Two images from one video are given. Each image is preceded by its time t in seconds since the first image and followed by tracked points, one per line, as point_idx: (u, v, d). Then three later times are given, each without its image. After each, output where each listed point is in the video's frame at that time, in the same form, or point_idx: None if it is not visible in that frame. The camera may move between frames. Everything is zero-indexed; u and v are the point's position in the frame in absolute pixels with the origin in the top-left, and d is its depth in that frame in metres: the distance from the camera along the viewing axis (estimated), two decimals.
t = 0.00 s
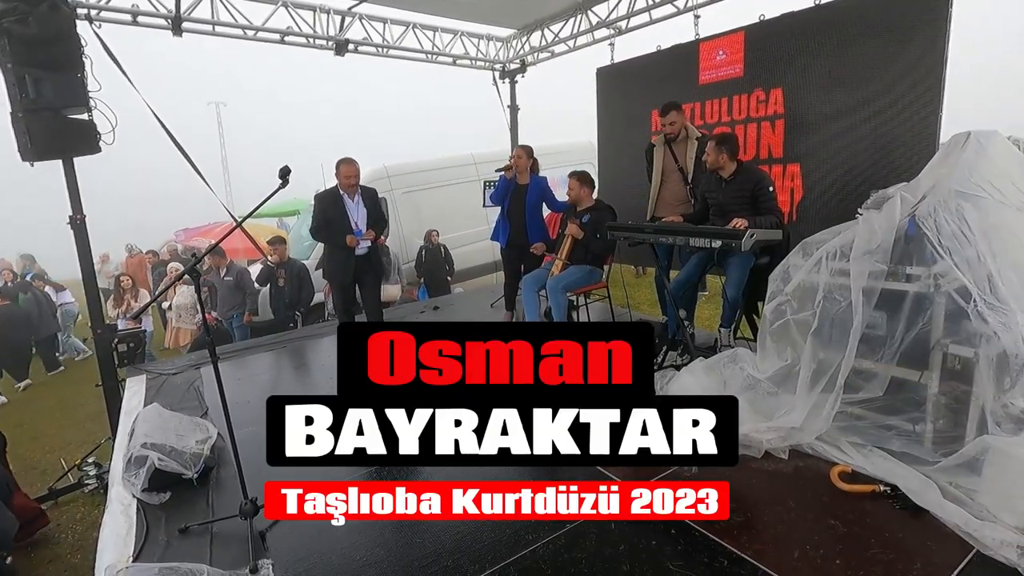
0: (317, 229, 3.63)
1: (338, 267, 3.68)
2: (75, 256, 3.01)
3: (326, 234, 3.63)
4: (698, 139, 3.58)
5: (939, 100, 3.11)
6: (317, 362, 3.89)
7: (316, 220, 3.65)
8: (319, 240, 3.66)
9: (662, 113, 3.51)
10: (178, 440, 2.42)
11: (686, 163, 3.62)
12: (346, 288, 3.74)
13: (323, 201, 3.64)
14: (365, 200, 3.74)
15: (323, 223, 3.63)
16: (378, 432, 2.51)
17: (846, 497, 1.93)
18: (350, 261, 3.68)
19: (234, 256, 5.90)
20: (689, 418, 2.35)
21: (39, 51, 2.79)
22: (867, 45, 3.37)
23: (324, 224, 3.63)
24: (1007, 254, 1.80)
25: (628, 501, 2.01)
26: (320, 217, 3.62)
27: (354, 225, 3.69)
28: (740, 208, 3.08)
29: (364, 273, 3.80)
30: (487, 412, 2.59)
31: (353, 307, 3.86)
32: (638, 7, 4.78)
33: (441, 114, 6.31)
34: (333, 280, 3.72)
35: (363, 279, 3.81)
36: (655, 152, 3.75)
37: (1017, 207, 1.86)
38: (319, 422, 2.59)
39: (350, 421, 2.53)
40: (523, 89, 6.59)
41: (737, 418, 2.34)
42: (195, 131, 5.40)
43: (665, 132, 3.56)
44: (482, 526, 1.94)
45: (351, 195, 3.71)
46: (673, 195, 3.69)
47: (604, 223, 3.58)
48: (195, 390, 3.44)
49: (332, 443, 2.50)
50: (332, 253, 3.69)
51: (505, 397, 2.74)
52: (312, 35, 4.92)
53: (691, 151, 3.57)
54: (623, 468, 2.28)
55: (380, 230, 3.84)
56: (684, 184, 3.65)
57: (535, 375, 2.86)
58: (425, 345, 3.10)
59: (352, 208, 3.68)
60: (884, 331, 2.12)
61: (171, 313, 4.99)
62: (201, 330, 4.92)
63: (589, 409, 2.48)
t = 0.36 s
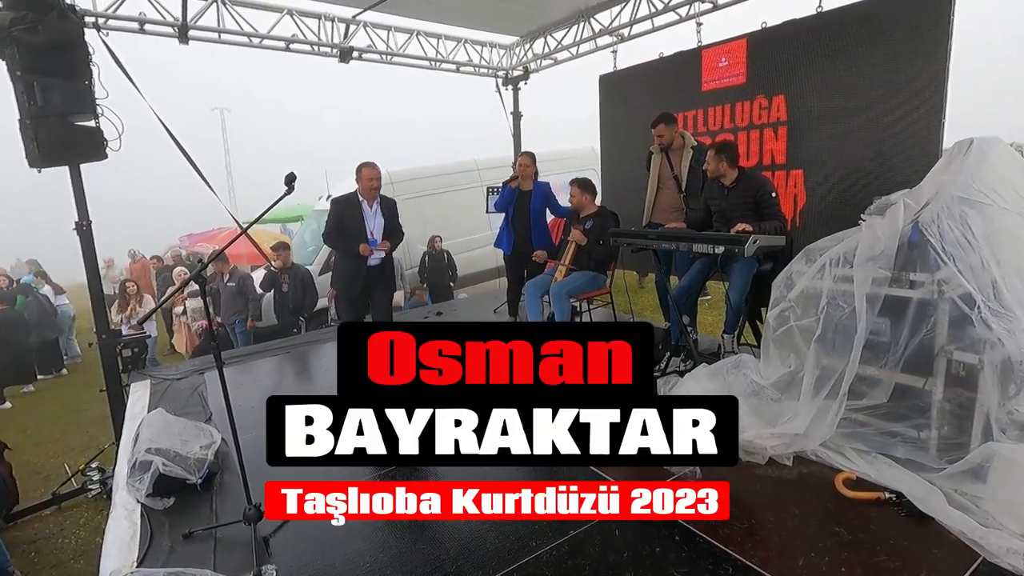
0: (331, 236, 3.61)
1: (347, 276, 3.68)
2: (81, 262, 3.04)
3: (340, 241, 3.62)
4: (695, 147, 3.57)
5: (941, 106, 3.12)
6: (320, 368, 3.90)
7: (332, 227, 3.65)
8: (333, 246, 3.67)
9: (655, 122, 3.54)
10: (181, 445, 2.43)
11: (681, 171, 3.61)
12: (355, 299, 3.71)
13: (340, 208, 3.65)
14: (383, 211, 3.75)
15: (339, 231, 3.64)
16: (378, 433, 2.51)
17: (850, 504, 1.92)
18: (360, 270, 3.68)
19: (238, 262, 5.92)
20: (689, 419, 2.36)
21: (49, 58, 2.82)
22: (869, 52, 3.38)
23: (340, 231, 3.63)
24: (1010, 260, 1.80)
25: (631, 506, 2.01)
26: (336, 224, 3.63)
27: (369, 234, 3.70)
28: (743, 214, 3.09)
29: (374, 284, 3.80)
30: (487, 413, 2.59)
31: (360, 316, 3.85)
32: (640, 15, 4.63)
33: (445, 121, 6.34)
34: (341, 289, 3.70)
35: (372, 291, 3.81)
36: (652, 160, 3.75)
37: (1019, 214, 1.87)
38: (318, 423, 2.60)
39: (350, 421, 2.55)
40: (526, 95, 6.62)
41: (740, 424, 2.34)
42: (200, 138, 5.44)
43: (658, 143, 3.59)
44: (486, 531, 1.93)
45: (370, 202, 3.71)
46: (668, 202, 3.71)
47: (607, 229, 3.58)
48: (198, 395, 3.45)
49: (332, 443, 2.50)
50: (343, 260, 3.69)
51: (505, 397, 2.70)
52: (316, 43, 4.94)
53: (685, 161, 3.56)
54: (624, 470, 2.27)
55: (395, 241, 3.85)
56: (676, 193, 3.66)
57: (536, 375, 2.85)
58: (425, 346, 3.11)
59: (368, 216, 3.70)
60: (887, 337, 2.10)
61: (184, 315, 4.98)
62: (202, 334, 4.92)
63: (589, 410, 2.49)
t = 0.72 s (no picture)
0: (336, 236, 3.05)
1: (354, 281, 3.08)
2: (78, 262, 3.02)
3: (347, 241, 3.06)
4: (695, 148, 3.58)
5: (939, 107, 3.12)
6: (319, 368, 3.89)
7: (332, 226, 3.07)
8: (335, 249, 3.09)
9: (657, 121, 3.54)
10: (179, 446, 2.42)
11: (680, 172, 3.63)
12: (364, 309, 3.11)
13: (343, 204, 3.08)
14: (390, 207, 3.21)
15: (343, 229, 3.06)
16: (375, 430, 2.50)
17: (847, 504, 1.92)
18: (369, 273, 3.09)
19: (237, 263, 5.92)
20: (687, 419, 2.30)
21: (46, 58, 2.80)
22: (868, 53, 3.39)
23: (344, 230, 3.06)
24: (1007, 262, 1.81)
25: (629, 507, 2.01)
26: (340, 221, 3.05)
27: (377, 232, 3.14)
28: (742, 215, 3.09)
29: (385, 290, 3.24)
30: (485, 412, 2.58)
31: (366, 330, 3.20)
32: (639, 15, 4.76)
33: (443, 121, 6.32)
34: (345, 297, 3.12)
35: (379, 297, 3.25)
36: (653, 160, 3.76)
37: (1017, 215, 1.87)
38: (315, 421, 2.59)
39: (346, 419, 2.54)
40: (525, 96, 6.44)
41: (738, 425, 2.34)
42: (198, 138, 5.42)
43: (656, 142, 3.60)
44: (484, 531, 1.94)
45: (374, 197, 3.14)
46: (666, 203, 3.75)
47: (605, 230, 3.57)
48: (196, 395, 3.44)
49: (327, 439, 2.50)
50: (347, 263, 3.10)
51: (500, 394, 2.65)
52: (315, 43, 4.89)
53: (684, 162, 3.56)
54: (624, 473, 2.26)
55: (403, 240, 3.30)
56: (676, 193, 3.69)
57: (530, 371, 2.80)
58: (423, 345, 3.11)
59: (375, 213, 3.14)
60: (885, 338, 2.10)
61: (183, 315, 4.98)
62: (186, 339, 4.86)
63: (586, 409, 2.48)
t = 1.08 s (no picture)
0: (333, 242, 2.79)
1: (357, 288, 2.85)
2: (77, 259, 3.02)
3: (346, 247, 2.82)
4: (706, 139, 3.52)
5: (941, 100, 3.09)
6: (319, 364, 3.90)
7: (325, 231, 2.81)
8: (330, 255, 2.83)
9: (668, 111, 3.51)
10: (179, 443, 2.42)
11: (690, 164, 3.60)
12: (368, 315, 2.89)
13: (335, 207, 2.81)
14: (386, 205, 2.98)
15: (340, 233, 2.81)
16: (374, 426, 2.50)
17: (847, 499, 1.92)
18: (375, 278, 2.88)
19: (237, 259, 5.94)
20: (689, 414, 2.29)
21: (42, 55, 2.79)
22: (869, 45, 3.35)
23: (340, 234, 2.81)
24: (1010, 255, 1.79)
25: (629, 502, 2.01)
26: (335, 226, 2.79)
27: (376, 232, 2.91)
28: (742, 210, 3.07)
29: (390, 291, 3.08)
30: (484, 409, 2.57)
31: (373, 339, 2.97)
32: (638, 9, 4.75)
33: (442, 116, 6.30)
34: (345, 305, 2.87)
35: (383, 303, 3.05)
36: (665, 151, 3.75)
37: (1019, 207, 1.86)
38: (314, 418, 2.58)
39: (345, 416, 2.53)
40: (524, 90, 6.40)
41: (738, 420, 2.34)
42: (196, 134, 5.40)
43: (665, 130, 3.58)
44: (483, 527, 1.93)
45: (367, 194, 2.89)
46: (676, 195, 3.73)
47: (605, 225, 3.57)
48: (196, 392, 3.44)
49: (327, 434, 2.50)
50: (346, 269, 2.85)
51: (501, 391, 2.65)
52: (313, 38, 4.86)
53: (694, 153, 3.52)
54: (623, 468, 2.26)
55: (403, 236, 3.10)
56: (685, 186, 3.66)
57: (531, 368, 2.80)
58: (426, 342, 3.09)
59: (372, 213, 2.90)
60: (886, 333, 2.08)
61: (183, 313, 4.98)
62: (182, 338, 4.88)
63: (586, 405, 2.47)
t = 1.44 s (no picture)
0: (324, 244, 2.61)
1: (351, 292, 2.69)
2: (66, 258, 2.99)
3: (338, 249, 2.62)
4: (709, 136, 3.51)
5: (933, 97, 3.10)
6: (312, 363, 3.89)
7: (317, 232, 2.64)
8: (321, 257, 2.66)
9: (671, 108, 3.50)
10: (170, 442, 2.40)
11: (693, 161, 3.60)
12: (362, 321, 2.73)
13: (326, 205, 2.63)
14: (383, 202, 2.76)
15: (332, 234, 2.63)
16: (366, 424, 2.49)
17: (839, 494, 1.93)
18: (370, 282, 2.70)
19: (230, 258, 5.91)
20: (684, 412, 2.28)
21: (30, 51, 2.76)
22: (861, 42, 3.36)
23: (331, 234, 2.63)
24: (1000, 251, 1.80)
25: (623, 499, 2.01)
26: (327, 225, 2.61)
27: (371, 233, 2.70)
28: (735, 207, 3.08)
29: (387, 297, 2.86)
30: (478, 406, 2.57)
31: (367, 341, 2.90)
32: (632, 6, 4.73)
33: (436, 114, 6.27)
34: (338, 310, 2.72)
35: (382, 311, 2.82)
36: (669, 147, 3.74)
37: (1008, 205, 1.87)
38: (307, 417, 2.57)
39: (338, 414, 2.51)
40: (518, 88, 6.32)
41: (731, 416, 2.35)
42: (187, 132, 5.36)
43: (671, 127, 3.57)
44: (476, 525, 1.93)
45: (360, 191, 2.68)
46: (679, 192, 3.73)
47: (599, 223, 3.55)
48: (188, 391, 3.43)
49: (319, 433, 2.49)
50: (339, 272, 2.67)
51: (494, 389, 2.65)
52: (305, 35, 4.83)
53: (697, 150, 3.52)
54: (617, 465, 2.26)
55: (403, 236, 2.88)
56: (688, 182, 3.66)
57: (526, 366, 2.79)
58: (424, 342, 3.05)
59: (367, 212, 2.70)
60: (877, 329, 2.10)
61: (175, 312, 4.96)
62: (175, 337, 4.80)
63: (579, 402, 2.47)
